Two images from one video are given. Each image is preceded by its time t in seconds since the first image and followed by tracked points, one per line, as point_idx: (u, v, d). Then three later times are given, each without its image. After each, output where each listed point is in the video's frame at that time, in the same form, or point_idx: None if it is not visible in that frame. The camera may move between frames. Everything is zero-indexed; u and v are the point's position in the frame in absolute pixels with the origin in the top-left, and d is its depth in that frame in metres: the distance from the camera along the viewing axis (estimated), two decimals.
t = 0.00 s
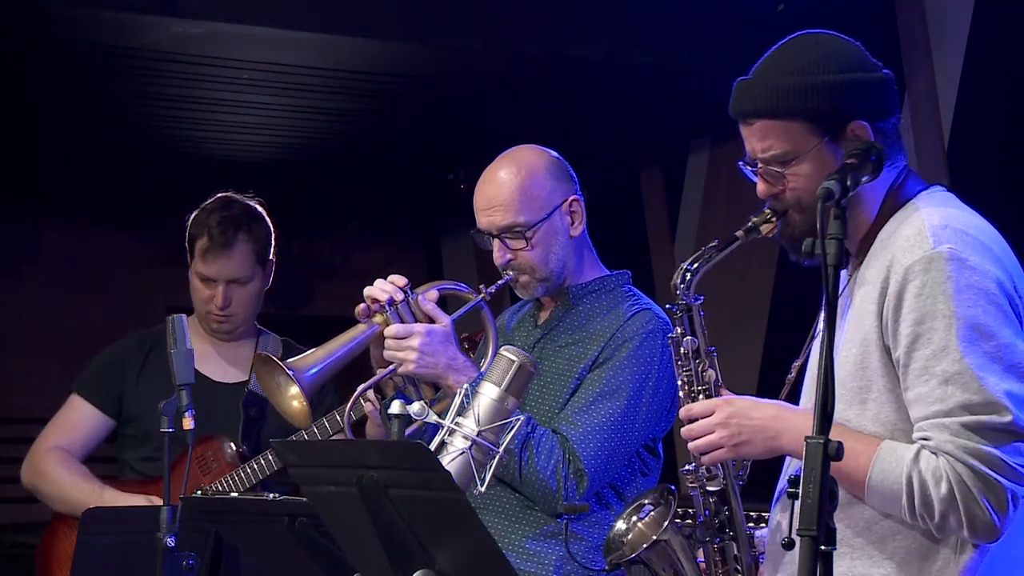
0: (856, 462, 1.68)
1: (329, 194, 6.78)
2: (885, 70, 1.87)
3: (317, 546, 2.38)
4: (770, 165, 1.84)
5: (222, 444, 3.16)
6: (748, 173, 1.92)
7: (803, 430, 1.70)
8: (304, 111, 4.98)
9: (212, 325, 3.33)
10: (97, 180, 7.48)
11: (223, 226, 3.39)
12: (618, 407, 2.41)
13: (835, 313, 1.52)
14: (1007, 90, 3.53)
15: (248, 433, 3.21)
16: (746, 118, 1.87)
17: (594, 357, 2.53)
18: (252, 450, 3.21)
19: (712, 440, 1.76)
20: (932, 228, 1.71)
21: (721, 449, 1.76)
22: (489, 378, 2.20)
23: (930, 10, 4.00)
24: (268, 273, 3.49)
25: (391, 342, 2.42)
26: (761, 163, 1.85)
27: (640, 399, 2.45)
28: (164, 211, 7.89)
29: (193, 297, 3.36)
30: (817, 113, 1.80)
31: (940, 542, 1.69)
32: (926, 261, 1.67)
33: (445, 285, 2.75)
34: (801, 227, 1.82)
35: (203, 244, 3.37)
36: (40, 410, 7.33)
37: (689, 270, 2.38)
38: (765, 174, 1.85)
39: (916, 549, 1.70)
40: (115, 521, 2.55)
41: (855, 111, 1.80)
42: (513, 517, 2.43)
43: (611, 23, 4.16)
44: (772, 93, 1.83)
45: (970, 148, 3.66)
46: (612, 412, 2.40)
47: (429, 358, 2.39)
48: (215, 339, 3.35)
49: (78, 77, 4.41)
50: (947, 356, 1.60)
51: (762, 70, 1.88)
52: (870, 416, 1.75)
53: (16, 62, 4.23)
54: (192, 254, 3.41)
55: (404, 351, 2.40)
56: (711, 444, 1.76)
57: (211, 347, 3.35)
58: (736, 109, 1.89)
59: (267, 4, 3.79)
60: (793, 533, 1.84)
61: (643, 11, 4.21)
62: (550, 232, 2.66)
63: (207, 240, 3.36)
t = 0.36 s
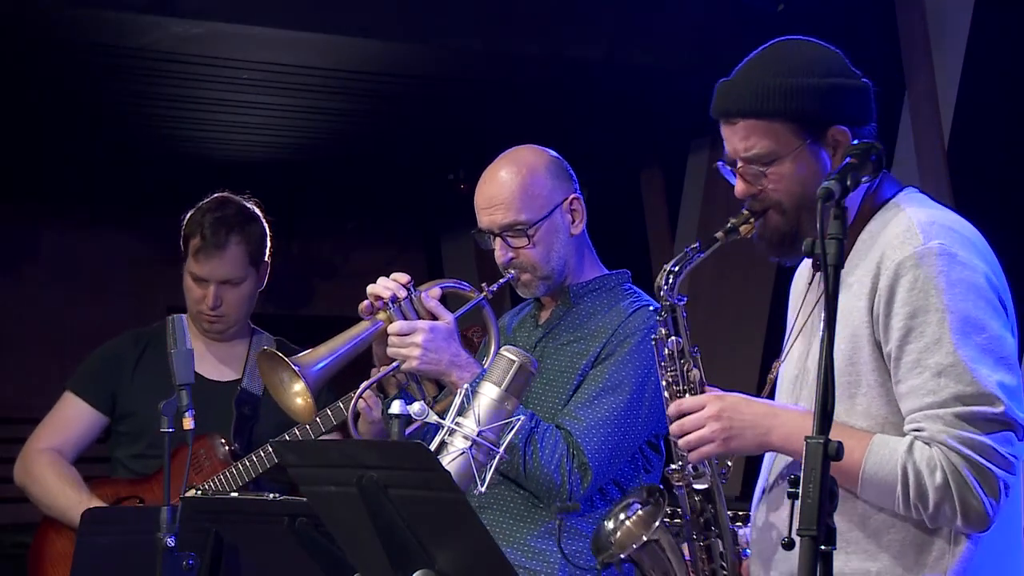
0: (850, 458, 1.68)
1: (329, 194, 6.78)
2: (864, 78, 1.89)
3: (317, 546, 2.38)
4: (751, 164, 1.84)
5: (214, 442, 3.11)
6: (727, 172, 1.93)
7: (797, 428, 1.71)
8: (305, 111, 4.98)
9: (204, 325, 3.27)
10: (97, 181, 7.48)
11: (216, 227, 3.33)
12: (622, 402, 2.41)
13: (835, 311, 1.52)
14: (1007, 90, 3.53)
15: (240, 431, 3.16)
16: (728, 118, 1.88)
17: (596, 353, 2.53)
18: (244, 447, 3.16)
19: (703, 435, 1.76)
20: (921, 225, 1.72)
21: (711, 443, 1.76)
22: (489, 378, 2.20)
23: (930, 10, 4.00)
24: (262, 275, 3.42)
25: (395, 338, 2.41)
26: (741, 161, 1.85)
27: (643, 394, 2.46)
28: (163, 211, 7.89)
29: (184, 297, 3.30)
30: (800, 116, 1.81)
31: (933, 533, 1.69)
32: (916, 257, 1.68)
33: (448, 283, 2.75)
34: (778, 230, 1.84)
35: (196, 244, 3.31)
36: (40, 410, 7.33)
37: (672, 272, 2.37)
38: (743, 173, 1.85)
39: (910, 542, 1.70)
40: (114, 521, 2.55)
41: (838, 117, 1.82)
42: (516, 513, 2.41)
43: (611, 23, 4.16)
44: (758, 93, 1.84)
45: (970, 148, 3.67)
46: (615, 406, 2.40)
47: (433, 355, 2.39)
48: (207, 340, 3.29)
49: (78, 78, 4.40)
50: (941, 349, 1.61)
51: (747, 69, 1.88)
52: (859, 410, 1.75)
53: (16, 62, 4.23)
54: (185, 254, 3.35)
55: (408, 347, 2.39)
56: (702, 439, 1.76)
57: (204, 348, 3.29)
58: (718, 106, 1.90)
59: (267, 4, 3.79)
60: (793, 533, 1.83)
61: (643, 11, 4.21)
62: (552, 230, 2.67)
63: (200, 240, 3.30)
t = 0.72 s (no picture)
0: (854, 449, 1.66)
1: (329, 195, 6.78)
2: (871, 82, 1.92)
3: (318, 545, 2.39)
4: (763, 163, 1.87)
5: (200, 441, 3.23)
6: (735, 167, 1.96)
7: (801, 418, 1.70)
8: (304, 111, 4.98)
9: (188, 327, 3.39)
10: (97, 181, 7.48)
11: (210, 230, 3.41)
12: (618, 395, 2.41)
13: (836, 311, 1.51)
14: (1007, 90, 3.53)
15: (225, 428, 3.32)
16: (743, 112, 1.90)
17: (595, 348, 2.53)
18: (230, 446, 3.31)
19: (706, 424, 1.75)
20: (930, 226, 1.74)
21: (712, 433, 1.75)
22: (489, 378, 2.20)
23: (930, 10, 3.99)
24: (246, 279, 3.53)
25: (393, 326, 2.41)
26: (754, 158, 1.88)
27: (640, 388, 2.44)
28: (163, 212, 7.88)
29: (169, 296, 3.39)
30: (812, 116, 1.83)
31: (928, 526, 1.69)
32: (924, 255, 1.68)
33: (449, 275, 2.76)
34: (782, 228, 1.89)
35: (188, 247, 3.38)
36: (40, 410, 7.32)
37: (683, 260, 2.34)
38: (755, 171, 1.88)
39: (902, 536, 1.70)
40: (113, 522, 2.54)
41: (847, 117, 1.85)
42: (512, 509, 2.40)
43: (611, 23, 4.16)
44: (773, 90, 1.86)
45: (970, 148, 3.66)
46: (613, 399, 2.40)
47: (430, 345, 2.39)
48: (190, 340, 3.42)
49: (77, 77, 4.40)
50: (950, 346, 1.61)
51: (757, 68, 1.91)
52: (857, 405, 1.74)
53: (15, 62, 4.22)
54: (174, 252, 3.42)
55: (405, 336, 2.38)
56: (704, 428, 1.75)
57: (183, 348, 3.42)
58: (732, 101, 1.92)
59: (267, 4, 3.78)
60: (793, 533, 1.82)
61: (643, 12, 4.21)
62: (552, 226, 2.67)
63: (195, 242, 3.37)
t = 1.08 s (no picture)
0: (854, 456, 1.64)
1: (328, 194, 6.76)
2: (831, 89, 1.96)
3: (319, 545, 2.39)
4: (735, 178, 1.89)
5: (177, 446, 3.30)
6: (706, 185, 1.97)
7: (797, 430, 1.69)
8: (304, 110, 4.97)
9: (155, 324, 3.52)
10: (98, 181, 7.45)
11: (170, 225, 3.57)
12: (614, 387, 2.39)
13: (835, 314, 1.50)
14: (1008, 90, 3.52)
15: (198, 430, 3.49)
16: (714, 131, 1.92)
17: (592, 343, 2.52)
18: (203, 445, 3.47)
19: (703, 445, 1.73)
20: (908, 228, 1.73)
21: (710, 453, 1.74)
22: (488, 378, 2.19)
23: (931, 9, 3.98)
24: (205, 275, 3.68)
25: (388, 313, 2.45)
26: (727, 175, 1.90)
27: (637, 381, 2.43)
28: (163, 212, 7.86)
29: (135, 294, 3.52)
30: (781, 125, 1.86)
31: (929, 524, 1.68)
32: (913, 254, 1.67)
33: (447, 266, 2.79)
34: (759, 240, 1.91)
35: (151, 244, 3.53)
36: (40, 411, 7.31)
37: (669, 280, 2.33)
38: (728, 187, 1.91)
39: (905, 535, 1.68)
40: (113, 523, 2.53)
41: (814, 126, 1.89)
42: (509, 506, 2.39)
43: (611, 23, 4.15)
44: (741, 104, 1.88)
45: (971, 148, 3.66)
46: (606, 392, 2.38)
47: (424, 330, 2.43)
48: (156, 337, 3.56)
49: (76, 78, 4.38)
50: (941, 344, 1.60)
51: (718, 85, 1.95)
52: (851, 409, 1.74)
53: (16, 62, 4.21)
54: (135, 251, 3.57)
55: (400, 323, 2.42)
56: (702, 448, 1.74)
57: (151, 345, 3.55)
58: (699, 120, 1.95)
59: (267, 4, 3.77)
60: (793, 534, 1.82)
61: (645, 11, 4.19)
62: (555, 218, 2.67)
63: (156, 238, 3.53)
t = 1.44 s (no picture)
0: (851, 456, 1.64)
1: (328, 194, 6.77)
2: (832, 90, 1.96)
3: (320, 545, 2.40)
4: (735, 176, 1.89)
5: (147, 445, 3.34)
6: (706, 183, 1.98)
7: (792, 432, 1.69)
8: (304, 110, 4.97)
9: (120, 322, 3.51)
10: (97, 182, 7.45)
11: (141, 223, 3.62)
12: (609, 380, 2.39)
13: (836, 313, 1.50)
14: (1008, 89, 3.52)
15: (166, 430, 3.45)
16: (714, 128, 1.93)
17: (591, 337, 2.52)
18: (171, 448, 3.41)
19: (696, 447, 1.74)
20: (905, 226, 1.74)
21: (703, 455, 1.74)
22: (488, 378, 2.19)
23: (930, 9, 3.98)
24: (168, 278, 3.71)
25: (387, 296, 2.46)
26: (725, 172, 1.90)
27: (635, 374, 2.42)
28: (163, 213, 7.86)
29: (101, 291, 3.52)
30: (781, 124, 1.87)
31: (924, 523, 1.68)
32: (910, 252, 1.68)
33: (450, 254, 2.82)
34: (757, 238, 1.91)
35: (120, 241, 3.55)
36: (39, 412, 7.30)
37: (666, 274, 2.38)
38: (728, 185, 1.90)
39: (900, 533, 1.69)
40: (112, 521, 2.53)
41: (814, 126, 1.89)
42: (504, 500, 2.39)
43: (611, 22, 4.14)
44: (741, 102, 1.89)
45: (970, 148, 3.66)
46: (601, 384, 2.38)
47: (421, 313, 2.43)
48: (118, 336, 3.55)
49: (75, 78, 4.38)
50: (939, 342, 1.61)
51: (719, 83, 1.96)
52: (849, 407, 1.74)
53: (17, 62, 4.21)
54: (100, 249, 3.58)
55: (397, 306, 2.43)
56: (695, 450, 1.74)
57: (114, 344, 3.54)
58: (699, 117, 1.96)
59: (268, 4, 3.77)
60: (793, 534, 1.80)
61: (646, 12, 4.19)
62: (561, 211, 2.66)
63: (127, 234, 3.57)
